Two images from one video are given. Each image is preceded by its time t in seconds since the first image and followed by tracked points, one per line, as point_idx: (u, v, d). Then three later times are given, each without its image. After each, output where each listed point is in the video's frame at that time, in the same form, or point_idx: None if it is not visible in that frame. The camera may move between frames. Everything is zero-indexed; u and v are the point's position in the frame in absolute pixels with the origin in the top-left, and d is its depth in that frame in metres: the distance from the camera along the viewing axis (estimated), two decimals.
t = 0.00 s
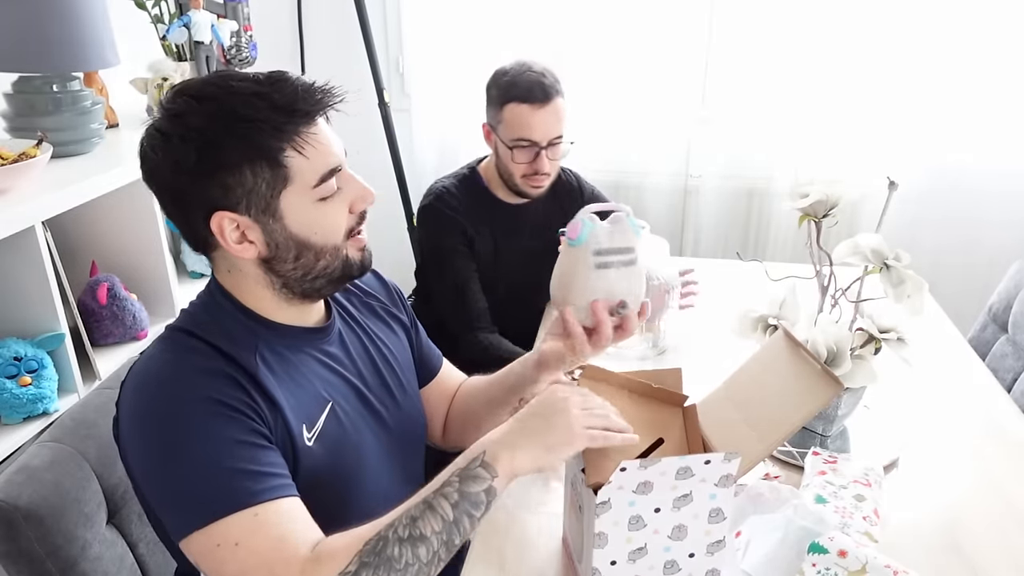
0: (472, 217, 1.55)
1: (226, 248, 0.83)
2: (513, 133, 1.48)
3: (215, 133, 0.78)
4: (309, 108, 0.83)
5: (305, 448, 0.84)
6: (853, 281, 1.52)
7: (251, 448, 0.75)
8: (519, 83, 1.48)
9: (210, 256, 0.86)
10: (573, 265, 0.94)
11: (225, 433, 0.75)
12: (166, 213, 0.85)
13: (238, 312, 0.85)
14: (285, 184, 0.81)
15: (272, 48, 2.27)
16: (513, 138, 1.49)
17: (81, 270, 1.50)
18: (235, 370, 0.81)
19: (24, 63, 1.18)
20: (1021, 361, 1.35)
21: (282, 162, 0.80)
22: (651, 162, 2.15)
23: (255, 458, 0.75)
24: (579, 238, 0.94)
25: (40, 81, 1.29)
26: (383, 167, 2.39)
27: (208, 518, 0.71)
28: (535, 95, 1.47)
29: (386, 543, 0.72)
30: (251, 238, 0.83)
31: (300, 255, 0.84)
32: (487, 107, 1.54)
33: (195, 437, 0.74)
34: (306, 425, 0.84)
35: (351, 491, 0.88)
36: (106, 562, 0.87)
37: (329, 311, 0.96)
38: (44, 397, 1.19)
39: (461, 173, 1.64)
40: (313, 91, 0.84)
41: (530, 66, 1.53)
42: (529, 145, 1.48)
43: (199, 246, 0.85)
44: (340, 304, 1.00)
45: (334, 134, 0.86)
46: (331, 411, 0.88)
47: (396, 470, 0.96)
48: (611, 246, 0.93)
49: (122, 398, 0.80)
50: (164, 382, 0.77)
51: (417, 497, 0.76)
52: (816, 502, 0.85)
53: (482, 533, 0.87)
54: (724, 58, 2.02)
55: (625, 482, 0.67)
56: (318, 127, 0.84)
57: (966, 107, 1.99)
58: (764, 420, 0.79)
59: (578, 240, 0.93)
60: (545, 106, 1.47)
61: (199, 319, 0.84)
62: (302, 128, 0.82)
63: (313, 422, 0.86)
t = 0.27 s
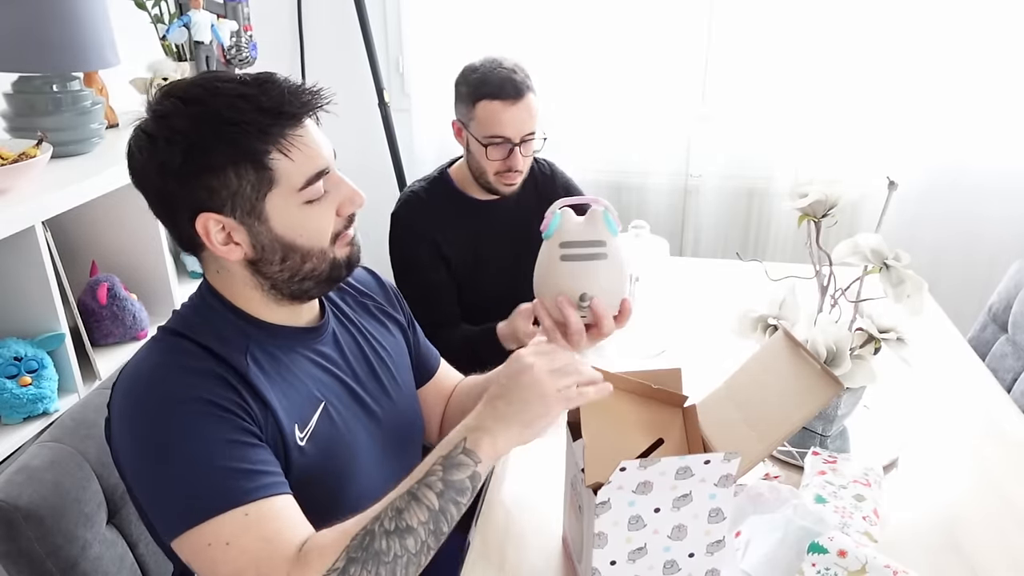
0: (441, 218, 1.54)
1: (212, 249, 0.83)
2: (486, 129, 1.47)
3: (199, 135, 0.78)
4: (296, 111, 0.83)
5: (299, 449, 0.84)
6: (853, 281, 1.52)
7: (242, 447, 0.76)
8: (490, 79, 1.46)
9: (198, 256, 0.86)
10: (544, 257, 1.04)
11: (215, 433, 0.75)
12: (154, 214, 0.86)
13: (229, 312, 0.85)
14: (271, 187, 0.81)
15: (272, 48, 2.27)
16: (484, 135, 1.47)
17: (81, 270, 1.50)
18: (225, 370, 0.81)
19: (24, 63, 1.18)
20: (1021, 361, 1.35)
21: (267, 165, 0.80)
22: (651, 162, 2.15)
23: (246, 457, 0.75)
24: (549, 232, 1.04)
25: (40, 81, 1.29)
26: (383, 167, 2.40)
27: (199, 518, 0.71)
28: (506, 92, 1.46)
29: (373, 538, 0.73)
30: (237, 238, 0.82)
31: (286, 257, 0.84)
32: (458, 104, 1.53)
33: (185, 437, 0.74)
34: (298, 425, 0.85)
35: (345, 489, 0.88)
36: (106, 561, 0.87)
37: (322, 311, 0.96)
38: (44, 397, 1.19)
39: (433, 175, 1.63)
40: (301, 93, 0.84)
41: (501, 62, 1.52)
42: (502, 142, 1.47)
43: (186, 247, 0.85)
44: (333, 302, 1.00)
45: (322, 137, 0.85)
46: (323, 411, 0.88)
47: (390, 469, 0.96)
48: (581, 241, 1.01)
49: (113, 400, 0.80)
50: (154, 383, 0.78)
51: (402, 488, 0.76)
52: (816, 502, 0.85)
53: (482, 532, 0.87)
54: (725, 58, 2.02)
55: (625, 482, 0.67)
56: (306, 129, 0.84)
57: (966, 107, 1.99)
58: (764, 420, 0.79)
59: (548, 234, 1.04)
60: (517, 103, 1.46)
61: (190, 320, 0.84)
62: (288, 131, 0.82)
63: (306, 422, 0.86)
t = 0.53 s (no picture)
0: (424, 216, 1.54)
1: (198, 246, 0.83)
2: (483, 130, 1.46)
3: (185, 133, 0.78)
4: (284, 110, 0.83)
5: (293, 446, 0.84)
6: (853, 282, 1.52)
7: (238, 443, 0.76)
8: (491, 82, 1.46)
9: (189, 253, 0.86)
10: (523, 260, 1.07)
11: (211, 429, 0.75)
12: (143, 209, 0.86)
13: (221, 312, 0.85)
14: (255, 187, 0.81)
15: (272, 48, 2.27)
16: (481, 136, 1.47)
17: (81, 270, 1.51)
18: (219, 369, 0.81)
19: (24, 63, 1.18)
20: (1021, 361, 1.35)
21: (252, 164, 0.80)
22: (651, 162, 2.15)
23: (242, 453, 0.75)
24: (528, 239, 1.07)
25: (40, 81, 1.29)
26: (383, 167, 2.40)
27: (195, 516, 0.71)
28: (506, 95, 1.46)
29: (375, 531, 0.74)
30: (223, 237, 0.82)
31: (271, 257, 0.84)
32: (454, 102, 1.51)
33: (182, 435, 0.74)
34: (293, 422, 0.85)
35: (341, 486, 0.88)
36: (107, 561, 0.87)
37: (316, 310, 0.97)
38: (44, 397, 1.19)
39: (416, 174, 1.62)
40: (290, 93, 0.84)
41: (499, 65, 1.52)
42: (499, 144, 1.47)
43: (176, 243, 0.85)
44: (327, 302, 1.00)
45: (312, 137, 0.85)
46: (318, 409, 0.88)
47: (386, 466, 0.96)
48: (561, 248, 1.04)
49: (106, 401, 0.80)
50: (148, 383, 0.78)
51: (401, 481, 0.77)
52: (816, 502, 0.85)
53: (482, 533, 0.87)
54: (725, 58, 2.03)
55: (625, 482, 0.67)
56: (295, 129, 0.83)
57: (966, 107, 1.99)
58: (763, 420, 0.80)
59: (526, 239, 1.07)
60: (516, 106, 1.46)
61: (183, 320, 0.84)
62: (275, 131, 0.81)
63: (301, 419, 0.86)
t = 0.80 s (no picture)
0: (426, 215, 1.54)
1: (188, 239, 0.83)
2: (491, 131, 1.46)
3: (173, 124, 0.79)
4: (273, 104, 0.83)
5: (288, 443, 0.84)
6: (853, 282, 1.52)
7: (232, 440, 0.76)
8: (504, 84, 1.46)
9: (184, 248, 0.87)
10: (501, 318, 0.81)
11: (205, 426, 0.75)
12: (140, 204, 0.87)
13: (215, 309, 0.86)
14: (242, 179, 0.81)
15: (273, 48, 2.27)
16: (488, 136, 1.47)
17: (81, 270, 1.50)
18: (215, 367, 0.81)
19: (24, 63, 1.18)
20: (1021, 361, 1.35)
21: (238, 156, 0.80)
22: (651, 162, 2.15)
23: (237, 451, 0.75)
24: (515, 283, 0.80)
25: (40, 81, 1.29)
26: (383, 167, 2.40)
27: (189, 513, 0.71)
28: (518, 97, 1.46)
29: (367, 531, 0.73)
30: (211, 229, 0.83)
31: (260, 251, 0.84)
32: (464, 100, 1.51)
33: (177, 433, 0.74)
34: (288, 420, 0.85)
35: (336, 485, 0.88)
36: (106, 561, 0.87)
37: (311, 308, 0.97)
38: (44, 397, 1.19)
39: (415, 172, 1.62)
40: (281, 88, 0.85)
41: (511, 67, 1.51)
42: (506, 146, 1.47)
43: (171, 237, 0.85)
44: (321, 301, 1.00)
45: (303, 132, 0.86)
46: (313, 406, 0.88)
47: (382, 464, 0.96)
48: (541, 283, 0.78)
49: (100, 401, 0.80)
50: (143, 381, 0.78)
51: (392, 480, 0.76)
52: (815, 502, 0.85)
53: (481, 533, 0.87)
54: (725, 58, 2.03)
55: (625, 482, 0.67)
56: (285, 123, 0.84)
57: (966, 107, 1.99)
58: (763, 420, 0.80)
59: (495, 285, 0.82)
60: (527, 109, 1.46)
61: (179, 320, 0.84)
62: (262, 123, 0.82)
63: (296, 416, 0.86)
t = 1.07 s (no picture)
0: (430, 212, 1.54)
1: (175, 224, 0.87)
2: (499, 129, 1.47)
3: (165, 117, 0.83)
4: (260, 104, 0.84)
5: (275, 439, 0.84)
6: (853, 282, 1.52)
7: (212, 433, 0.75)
8: (515, 83, 1.46)
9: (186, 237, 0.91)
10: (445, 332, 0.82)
11: (186, 417, 0.75)
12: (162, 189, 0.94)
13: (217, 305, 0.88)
14: (211, 173, 0.82)
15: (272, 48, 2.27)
16: (497, 134, 1.48)
17: (81, 270, 1.50)
18: (206, 359, 0.82)
19: (24, 63, 1.18)
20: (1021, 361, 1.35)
21: (209, 150, 0.81)
22: (651, 162, 2.15)
23: (219, 443, 0.75)
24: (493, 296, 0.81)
25: (40, 81, 1.29)
26: (383, 167, 2.40)
27: (159, 500, 0.71)
28: (529, 97, 1.47)
29: (312, 537, 0.68)
30: (189, 216, 0.85)
31: (225, 245, 0.84)
32: (475, 96, 1.51)
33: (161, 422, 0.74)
34: (275, 416, 0.85)
35: (313, 488, 0.87)
36: (106, 561, 0.87)
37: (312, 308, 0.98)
38: (44, 397, 1.19)
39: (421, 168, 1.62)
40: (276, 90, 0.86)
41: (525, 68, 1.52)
42: (513, 145, 1.48)
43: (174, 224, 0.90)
44: (324, 301, 1.02)
45: (288, 132, 0.85)
46: (303, 405, 0.89)
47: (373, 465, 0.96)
48: (514, 286, 0.81)
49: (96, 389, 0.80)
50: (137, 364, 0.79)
51: (344, 484, 0.71)
52: (816, 502, 0.85)
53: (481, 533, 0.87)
54: (725, 58, 2.02)
55: (625, 482, 0.67)
56: (265, 123, 0.84)
57: (966, 107, 1.99)
58: (763, 420, 0.79)
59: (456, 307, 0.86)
60: (536, 110, 1.47)
61: (181, 313, 0.85)
62: (239, 121, 0.82)
63: (284, 413, 0.86)
